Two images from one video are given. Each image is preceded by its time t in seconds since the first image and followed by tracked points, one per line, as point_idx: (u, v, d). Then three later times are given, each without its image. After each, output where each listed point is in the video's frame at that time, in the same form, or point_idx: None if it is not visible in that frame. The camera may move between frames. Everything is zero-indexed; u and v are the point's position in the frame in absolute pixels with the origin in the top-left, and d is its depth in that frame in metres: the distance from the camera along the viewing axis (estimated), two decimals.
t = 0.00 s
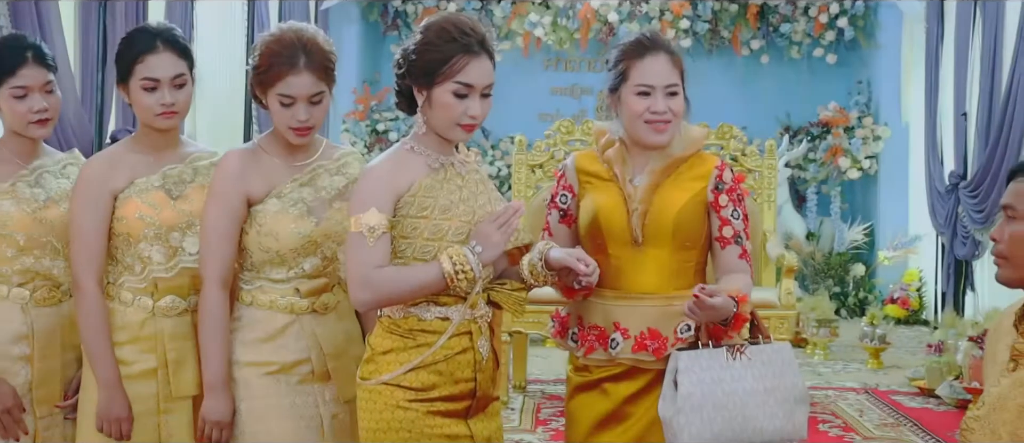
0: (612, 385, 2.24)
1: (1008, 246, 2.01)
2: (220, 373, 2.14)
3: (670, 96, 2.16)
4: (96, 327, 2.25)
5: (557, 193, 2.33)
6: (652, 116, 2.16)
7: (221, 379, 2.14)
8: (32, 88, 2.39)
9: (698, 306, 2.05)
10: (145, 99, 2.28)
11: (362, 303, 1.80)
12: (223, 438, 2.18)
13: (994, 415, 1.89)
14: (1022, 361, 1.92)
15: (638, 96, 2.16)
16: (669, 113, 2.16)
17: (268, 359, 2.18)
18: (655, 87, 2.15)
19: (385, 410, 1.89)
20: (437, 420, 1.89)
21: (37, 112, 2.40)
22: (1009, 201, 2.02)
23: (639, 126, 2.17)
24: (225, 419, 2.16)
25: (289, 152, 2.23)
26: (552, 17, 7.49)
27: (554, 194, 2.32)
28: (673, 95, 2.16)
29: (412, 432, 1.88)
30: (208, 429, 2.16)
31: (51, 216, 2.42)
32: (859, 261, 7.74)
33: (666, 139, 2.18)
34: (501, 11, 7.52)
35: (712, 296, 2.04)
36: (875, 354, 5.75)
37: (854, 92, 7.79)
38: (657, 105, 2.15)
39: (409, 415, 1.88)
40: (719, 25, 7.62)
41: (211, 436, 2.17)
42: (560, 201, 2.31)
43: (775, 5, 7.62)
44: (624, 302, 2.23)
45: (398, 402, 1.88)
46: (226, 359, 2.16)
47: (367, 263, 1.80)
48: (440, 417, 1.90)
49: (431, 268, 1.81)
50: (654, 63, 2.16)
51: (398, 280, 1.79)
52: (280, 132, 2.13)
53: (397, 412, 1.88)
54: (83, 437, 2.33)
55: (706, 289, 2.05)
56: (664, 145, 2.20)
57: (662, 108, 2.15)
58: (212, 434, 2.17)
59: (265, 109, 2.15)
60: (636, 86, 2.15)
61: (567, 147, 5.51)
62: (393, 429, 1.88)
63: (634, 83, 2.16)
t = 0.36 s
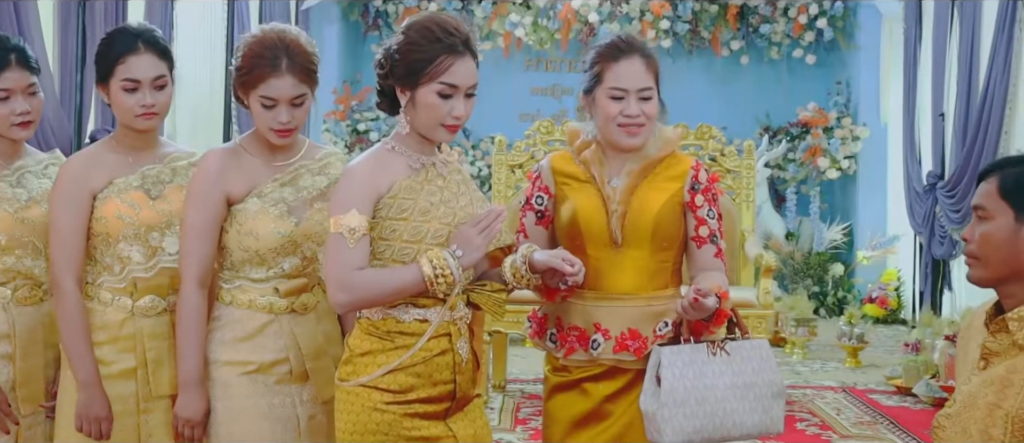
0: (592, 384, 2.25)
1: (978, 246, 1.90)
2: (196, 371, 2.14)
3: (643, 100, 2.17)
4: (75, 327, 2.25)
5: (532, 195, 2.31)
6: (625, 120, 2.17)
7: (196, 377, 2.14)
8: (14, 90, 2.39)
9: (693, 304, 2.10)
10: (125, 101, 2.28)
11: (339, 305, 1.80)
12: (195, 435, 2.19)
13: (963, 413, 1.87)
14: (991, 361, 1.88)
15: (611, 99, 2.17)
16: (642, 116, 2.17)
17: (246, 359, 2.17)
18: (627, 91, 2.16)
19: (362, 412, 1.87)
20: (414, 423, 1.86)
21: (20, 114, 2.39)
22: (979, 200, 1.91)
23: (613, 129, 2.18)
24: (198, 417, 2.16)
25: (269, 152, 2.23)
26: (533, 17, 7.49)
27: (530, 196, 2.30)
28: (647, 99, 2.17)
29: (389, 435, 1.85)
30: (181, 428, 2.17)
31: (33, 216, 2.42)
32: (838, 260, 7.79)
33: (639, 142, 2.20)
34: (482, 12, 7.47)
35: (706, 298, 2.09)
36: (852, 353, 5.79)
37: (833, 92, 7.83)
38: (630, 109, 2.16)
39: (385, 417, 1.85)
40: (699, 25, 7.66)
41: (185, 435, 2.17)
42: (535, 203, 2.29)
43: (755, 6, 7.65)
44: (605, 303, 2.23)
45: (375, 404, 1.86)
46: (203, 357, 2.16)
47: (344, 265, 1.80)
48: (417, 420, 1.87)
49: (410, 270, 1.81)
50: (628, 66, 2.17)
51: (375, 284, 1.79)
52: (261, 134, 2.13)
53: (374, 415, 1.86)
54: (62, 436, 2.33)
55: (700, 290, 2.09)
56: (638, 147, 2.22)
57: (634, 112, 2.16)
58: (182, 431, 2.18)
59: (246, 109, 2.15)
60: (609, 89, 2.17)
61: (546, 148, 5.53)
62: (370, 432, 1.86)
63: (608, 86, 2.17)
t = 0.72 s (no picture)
0: (570, 383, 2.24)
1: (944, 246, 1.87)
2: (170, 370, 2.12)
3: (611, 104, 2.14)
4: (48, 327, 2.23)
5: (508, 195, 2.28)
6: (593, 123, 2.15)
7: (170, 376, 2.12)
8: None
9: (669, 307, 2.12)
10: (99, 100, 2.27)
11: (314, 305, 1.78)
12: (169, 435, 2.17)
13: (929, 410, 1.85)
14: (956, 358, 1.90)
15: (580, 102, 2.14)
16: (610, 120, 2.14)
17: (221, 360, 2.15)
18: (595, 94, 2.13)
19: (338, 413, 1.86)
20: (389, 424, 1.86)
21: None
22: (945, 200, 1.88)
23: (581, 131, 2.16)
24: (171, 417, 2.15)
25: (247, 150, 2.23)
26: (508, 18, 7.49)
27: (506, 195, 2.28)
28: (616, 102, 2.14)
29: (364, 436, 1.85)
30: (154, 426, 2.15)
31: (9, 216, 2.40)
32: (812, 259, 7.84)
33: (607, 145, 2.18)
34: (458, 11, 7.50)
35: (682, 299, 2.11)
36: (826, 352, 5.83)
37: (808, 93, 7.87)
38: (598, 113, 2.13)
39: (361, 419, 1.85)
40: (674, 26, 7.71)
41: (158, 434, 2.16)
42: (512, 203, 2.27)
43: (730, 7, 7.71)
44: (584, 301, 2.23)
45: (351, 406, 1.85)
46: (177, 357, 2.15)
47: (320, 264, 1.79)
48: (393, 421, 1.87)
49: (386, 272, 1.79)
50: (598, 69, 2.13)
51: (351, 284, 1.77)
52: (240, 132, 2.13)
53: (349, 416, 1.85)
54: (34, 435, 2.32)
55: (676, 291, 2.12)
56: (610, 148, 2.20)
57: (602, 116, 2.13)
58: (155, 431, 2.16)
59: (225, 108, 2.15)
60: (579, 92, 2.14)
61: (521, 147, 5.54)
62: (345, 433, 1.86)
63: (577, 89, 2.15)
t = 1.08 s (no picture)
0: (544, 382, 2.23)
1: (902, 245, 1.95)
2: (140, 369, 2.08)
3: (576, 103, 2.13)
4: (12, 327, 2.20)
5: (482, 192, 2.26)
6: (557, 121, 2.15)
7: (140, 374, 2.08)
8: None
9: (640, 308, 2.13)
10: (62, 99, 2.25)
11: (294, 305, 1.77)
12: (140, 436, 2.11)
13: (887, 407, 1.88)
14: (914, 355, 1.96)
15: (546, 101, 2.14)
16: (575, 119, 2.14)
17: (191, 360, 2.12)
18: (561, 94, 2.12)
19: (318, 416, 1.85)
20: (370, 426, 1.86)
21: None
22: (903, 200, 1.95)
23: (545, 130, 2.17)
24: (143, 416, 2.09)
25: (216, 149, 2.20)
26: (475, 17, 7.46)
27: (480, 192, 2.25)
28: (580, 102, 2.13)
29: (343, 439, 1.85)
30: (125, 427, 2.09)
31: None
32: (777, 258, 7.89)
33: (571, 145, 2.18)
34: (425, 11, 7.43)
35: (654, 300, 2.12)
36: (790, 350, 5.87)
37: (772, 94, 7.95)
38: (562, 111, 2.13)
39: (340, 422, 1.84)
40: (640, 26, 7.72)
41: (128, 435, 2.09)
42: (486, 200, 2.25)
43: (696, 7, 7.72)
44: (557, 299, 2.22)
45: (331, 409, 1.84)
46: (147, 356, 2.10)
47: (300, 265, 1.77)
48: (373, 424, 1.86)
49: (366, 273, 1.79)
50: (565, 68, 2.12)
51: (331, 285, 1.76)
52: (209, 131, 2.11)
53: (328, 419, 1.84)
54: None
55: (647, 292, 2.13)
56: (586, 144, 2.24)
57: (566, 115, 2.13)
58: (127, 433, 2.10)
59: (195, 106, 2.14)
60: (545, 91, 2.13)
61: (488, 147, 5.54)
62: (325, 436, 1.85)
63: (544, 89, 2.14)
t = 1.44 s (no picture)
0: (522, 380, 2.22)
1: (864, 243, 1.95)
2: (113, 374, 1.93)
3: (560, 102, 2.12)
4: None
5: (458, 190, 2.23)
6: (539, 119, 2.13)
7: (114, 380, 1.93)
8: None
9: (621, 304, 2.15)
10: (29, 97, 2.23)
11: (286, 307, 1.76)
12: None
13: (849, 402, 1.88)
14: (876, 352, 1.99)
15: (529, 99, 2.13)
16: (558, 117, 2.13)
17: (169, 360, 1.99)
18: (544, 92, 2.11)
19: (314, 421, 1.84)
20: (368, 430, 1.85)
21: None
22: (865, 199, 1.96)
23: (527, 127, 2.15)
24: (117, 422, 1.95)
25: (187, 147, 2.06)
26: (444, 17, 7.42)
27: (456, 190, 2.23)
28: (564, 101, 2.12)
29: None
30: (97, 433, 1.95)
31: None
32: (744, 258, 7.95)
33: (553, 143, 2.17)
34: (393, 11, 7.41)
35: (636, 298, 2.14)
36: (757, 349, 5.89)
37: (739, 94, 8.02)
38: (545, 109, 2.12)
39: (338, 427, 1.84)
40: (608, 27, 7.74)
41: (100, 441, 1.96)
42: (463, 197, 2.22)
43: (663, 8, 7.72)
44: (536, 297, 2.21)
45: (327, 414, 1.84)
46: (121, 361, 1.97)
47: (291, 266, 1.76)
48: (370, 427, 1.86)
49: (360, 273, 1.77)
50: (549, 66, 2.11)
51: (323, 283, 1.75)
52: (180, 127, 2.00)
53: (325, 424, 1.84)
54: None
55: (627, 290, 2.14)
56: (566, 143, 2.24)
57: (550, 113, 2.11)
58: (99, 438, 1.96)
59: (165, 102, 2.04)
60: (527, 88, 2.12)
61: (456, 147, 5.55)
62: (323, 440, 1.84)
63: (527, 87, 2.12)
